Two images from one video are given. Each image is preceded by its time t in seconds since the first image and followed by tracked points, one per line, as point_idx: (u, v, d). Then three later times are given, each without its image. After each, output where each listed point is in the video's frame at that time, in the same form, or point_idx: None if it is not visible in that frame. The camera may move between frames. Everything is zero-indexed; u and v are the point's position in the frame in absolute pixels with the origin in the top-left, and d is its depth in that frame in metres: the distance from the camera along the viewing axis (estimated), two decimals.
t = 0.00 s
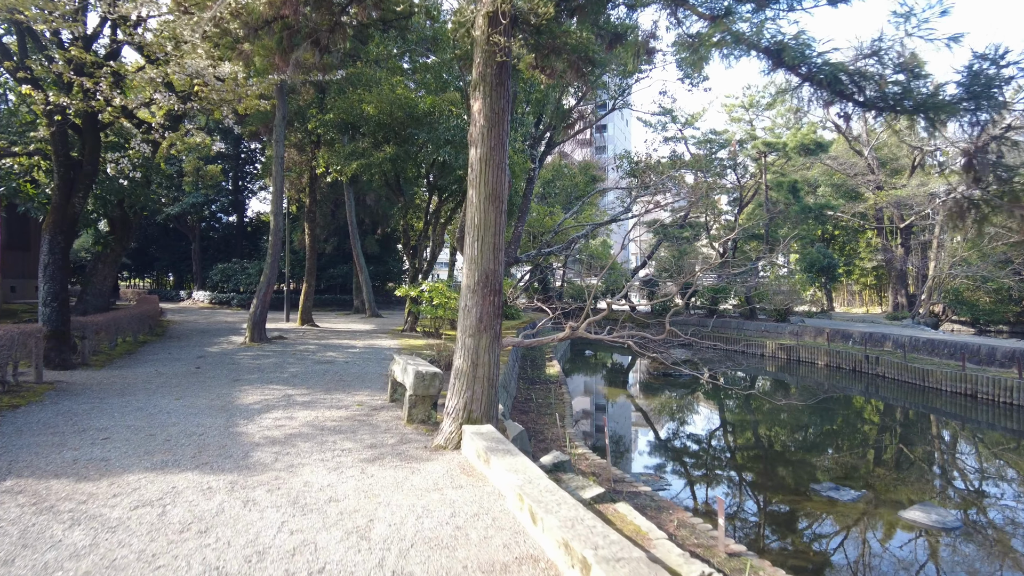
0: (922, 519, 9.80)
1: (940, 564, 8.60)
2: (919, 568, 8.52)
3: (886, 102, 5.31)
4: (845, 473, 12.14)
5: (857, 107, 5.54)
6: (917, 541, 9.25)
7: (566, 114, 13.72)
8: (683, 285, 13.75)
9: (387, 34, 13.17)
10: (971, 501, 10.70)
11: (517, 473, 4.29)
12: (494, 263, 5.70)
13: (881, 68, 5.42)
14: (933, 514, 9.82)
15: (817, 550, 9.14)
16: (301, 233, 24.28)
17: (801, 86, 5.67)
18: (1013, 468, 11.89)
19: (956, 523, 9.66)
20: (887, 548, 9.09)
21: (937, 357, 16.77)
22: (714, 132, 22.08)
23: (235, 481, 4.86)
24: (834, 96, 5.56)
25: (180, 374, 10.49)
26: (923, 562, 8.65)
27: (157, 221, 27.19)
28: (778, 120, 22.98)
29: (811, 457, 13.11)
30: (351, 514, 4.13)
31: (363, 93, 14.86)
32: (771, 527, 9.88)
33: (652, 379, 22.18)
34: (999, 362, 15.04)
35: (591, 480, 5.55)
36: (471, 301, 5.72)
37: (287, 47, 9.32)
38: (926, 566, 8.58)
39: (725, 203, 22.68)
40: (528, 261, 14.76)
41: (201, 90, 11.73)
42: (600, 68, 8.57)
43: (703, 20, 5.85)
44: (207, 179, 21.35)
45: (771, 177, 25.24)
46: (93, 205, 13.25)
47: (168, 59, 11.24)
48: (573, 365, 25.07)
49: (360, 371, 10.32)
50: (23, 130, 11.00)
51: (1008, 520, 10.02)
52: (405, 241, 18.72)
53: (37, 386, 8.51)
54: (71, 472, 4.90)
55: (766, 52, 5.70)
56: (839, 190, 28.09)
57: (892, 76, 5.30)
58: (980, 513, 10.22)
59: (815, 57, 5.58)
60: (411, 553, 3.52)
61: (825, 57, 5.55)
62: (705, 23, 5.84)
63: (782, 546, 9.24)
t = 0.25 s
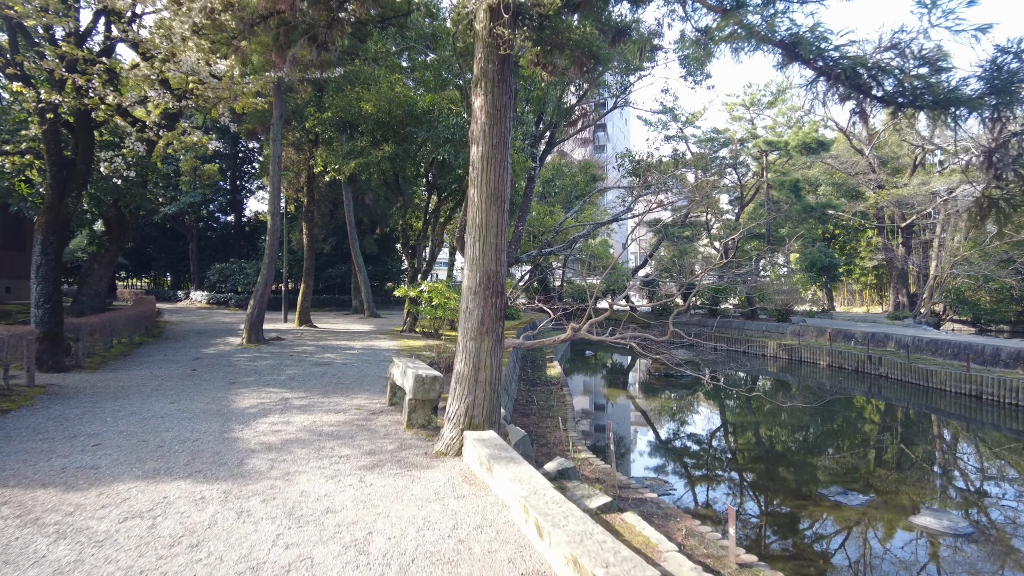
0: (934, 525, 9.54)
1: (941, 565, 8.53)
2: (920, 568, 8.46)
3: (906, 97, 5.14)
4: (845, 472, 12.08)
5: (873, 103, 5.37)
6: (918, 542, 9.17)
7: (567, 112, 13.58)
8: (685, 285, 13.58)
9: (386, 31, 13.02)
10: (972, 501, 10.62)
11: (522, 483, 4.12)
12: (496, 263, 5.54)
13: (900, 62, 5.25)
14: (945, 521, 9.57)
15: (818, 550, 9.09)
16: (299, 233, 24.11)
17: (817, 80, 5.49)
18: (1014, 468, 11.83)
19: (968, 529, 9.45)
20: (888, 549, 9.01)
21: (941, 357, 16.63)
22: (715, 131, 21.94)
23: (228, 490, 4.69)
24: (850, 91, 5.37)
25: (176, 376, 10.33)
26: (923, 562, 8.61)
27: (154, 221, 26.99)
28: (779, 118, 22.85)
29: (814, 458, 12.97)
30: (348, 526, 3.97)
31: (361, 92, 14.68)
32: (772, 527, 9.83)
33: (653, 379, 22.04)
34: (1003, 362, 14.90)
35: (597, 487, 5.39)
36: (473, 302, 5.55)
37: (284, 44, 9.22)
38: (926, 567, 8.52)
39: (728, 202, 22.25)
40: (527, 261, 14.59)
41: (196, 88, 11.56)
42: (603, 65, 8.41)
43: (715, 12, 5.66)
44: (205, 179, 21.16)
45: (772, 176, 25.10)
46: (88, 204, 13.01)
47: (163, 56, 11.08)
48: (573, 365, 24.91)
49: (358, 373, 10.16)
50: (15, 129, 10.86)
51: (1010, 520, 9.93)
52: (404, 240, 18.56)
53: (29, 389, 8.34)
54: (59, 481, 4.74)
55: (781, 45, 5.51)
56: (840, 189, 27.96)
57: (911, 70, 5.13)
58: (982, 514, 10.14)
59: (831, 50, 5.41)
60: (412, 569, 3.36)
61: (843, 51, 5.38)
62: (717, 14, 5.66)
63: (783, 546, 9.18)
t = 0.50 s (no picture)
0: (943, 529, 9.30)
1: (940, 565, 8.49)
2: (918, 568, 8.44)
3: (920, 88, 5.00)
4: (844, 473, 11.98)
5: (885, 93, 5.22)
6: (916, 542, 9.13)
7: (565, 109, 13.44)
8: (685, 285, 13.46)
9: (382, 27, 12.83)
10: (971, 501, 10.56)
11: (522, 490, 3.96)
12: (494, 262, 5.38)
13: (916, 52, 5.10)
14: (954, 525, 9.34)
15: (816, 552, 9.00)
16: (295, 232, 23.93)
17: (829, 71, 5.34)
18: (1012, 469, 11.72)
19: (978, 534, 9.26)
20: (887, 550, 8.97)
21: (941, 357, 16.53)
22: (714, 130, 21.82)
23: (217, 497, 4.52)
24: (863, 81, 5.21)
25: (167, 378, 10.14)
26: (922, 563, 8.56)
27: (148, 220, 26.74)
28: (778, 117, 22.74)
29: (813, 458, 12.84)
30: (340, 536, 3.80)
31: (357, 89, 14.53)
32: (771, 527, 9.73)
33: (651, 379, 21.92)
34: (1005, 362, 14.78)
35: (598, 493, 5.24)
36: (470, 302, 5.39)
37: (278, 38, 9.06)
38: (925, 567, 8.48)
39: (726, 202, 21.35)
40: (525, 261, 14.44)
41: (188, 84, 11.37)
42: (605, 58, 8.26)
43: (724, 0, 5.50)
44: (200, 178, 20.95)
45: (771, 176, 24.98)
46: (78, 203, 12.66)
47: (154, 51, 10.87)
48: (571, 365, 24.78)
49: (354, 375, 9.98)
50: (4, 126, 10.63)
51: (1008, 519, 9.87)
52: (400, 240, 18.37)
53: (16, 392, 8.14)
54: (40, 488, 4.56)
55: (793, 35, 5.36)
56: (838, 189, 27.89)
57: (927, 61, 4.99)
58: (981, 514, 10.08)
59: (844, 39, 5.26)
60: None
61: (856, 40, 5.23)
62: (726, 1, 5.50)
63: (781, 547, 9.09)
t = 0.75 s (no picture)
0: (945, 535, 9.19)
1: (932, 565, 8.45)
2: (908, 566, 8.41)
3: (935, 81, 4.85)
4: (835, 473, 11.93)
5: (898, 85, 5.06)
6: (908, 542, 9.07)
7: (558, 108, 13.29)
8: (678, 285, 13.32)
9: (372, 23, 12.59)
10: (961, 500, 10.54)
11: (520, 501, 3.78)
12: (489, 262, 5.21)
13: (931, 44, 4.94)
14: (957, 530, 9.27)
15: (808, 552, 8.91)
16: (284, 232, 23.63)
17: (840, 62, 5.19)
18: (1002, 468, 11.67)
19: (981, 539, 9.17)
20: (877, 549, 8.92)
21: (935, 357, 16.50)
22: (707, 129, 21.74)
23: (199, 509, 4.32)
24: (875, 72, 5.05)
25: (152, 381, 9.87)
26: (913, 561, 8.52)
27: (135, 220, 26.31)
28: (771, 117, 22.71)
29: (807, 458, 12.76)
30: (329, 551, 3.61)
31: (348, 86, 14.32)
32: (762, 527, 9.62)
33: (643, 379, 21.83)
34: (998, 362, 14.75)
35: (597, 501, 5.08)
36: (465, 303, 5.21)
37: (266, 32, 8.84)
38: (915, 566, 8.44)
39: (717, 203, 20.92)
40: (517, 261, 14.25)
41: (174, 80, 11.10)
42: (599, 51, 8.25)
43: None
44: (187, 177, 20.61)
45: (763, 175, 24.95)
46: (59, 199, 12.24)
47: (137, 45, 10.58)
48: (563, 366, 24.63)
49: (344, 377, 9.76)
50: None
51: (997, 517, 9.87)
52: (391, 239, 18.13)
53: None
54: (12, 500, 4.33)
55: (803, 25, 5.21)
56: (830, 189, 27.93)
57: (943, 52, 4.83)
58: (970, 512, 10.07)
59: (856, 30, 5.11)
60: None
61: (869, 31, 5.08)
62: None
63: (774, 548, 8.99)
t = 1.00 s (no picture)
0: (938, 537, 9.11)
1: (913, 562, 8.52)
2: (890, 564, 8.47)
3: (941, 78, 4.79)
4: (818, 472, 11.94)
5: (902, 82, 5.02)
6: (889, 540, 9.14)
7: (545, 106, 13.18)
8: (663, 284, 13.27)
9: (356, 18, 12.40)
10: (940, 497, 10.63)
11: (514, 512, 3.63)
12: (479, 263, 5.06)
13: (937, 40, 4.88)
14: (947, 531, 9.19)
15: (792, 551, 8.90)
16: (265, 231, 23.24)
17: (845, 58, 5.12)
18: (980, 465, 11.76)
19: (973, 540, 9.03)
20: (860, 547, 8.96)
21: (918, 357, 16.63)
22: (692, 129, 21.78)
23: (176, 522, 4.11)
24: (879, 69, 5.01)
25: (129, 385, 9.56)
26: (894, 559, 8.57)
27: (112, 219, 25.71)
28: (755, 117, 22.82)
29: (790, 458, 12.78)
30: (313, 567, 3.43)
31: (332, 83, 14.11)
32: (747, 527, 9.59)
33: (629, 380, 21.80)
34: (980, 362, 14.88)
35: (590, 508, 4.95)
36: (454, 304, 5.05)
37: (247, 25, 8.63)
38: (897, 564, 8.49)
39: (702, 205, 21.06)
40: (504, 261, 14.11)
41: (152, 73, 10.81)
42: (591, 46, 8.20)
43: None
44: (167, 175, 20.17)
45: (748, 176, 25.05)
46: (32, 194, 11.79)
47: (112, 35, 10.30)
48: (549, 366, 24.52)
49: (328, 381, 9.53)
50: None
51: (975, 515, 10.00)
52: (375, 238, 17.87)
53: None
54: None
55: (807, 20, 5.15)
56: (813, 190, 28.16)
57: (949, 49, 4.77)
58: (948, 510, 10.17)
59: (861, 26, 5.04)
60: None
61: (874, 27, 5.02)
62: None
63: (759, 547, 8.96)
